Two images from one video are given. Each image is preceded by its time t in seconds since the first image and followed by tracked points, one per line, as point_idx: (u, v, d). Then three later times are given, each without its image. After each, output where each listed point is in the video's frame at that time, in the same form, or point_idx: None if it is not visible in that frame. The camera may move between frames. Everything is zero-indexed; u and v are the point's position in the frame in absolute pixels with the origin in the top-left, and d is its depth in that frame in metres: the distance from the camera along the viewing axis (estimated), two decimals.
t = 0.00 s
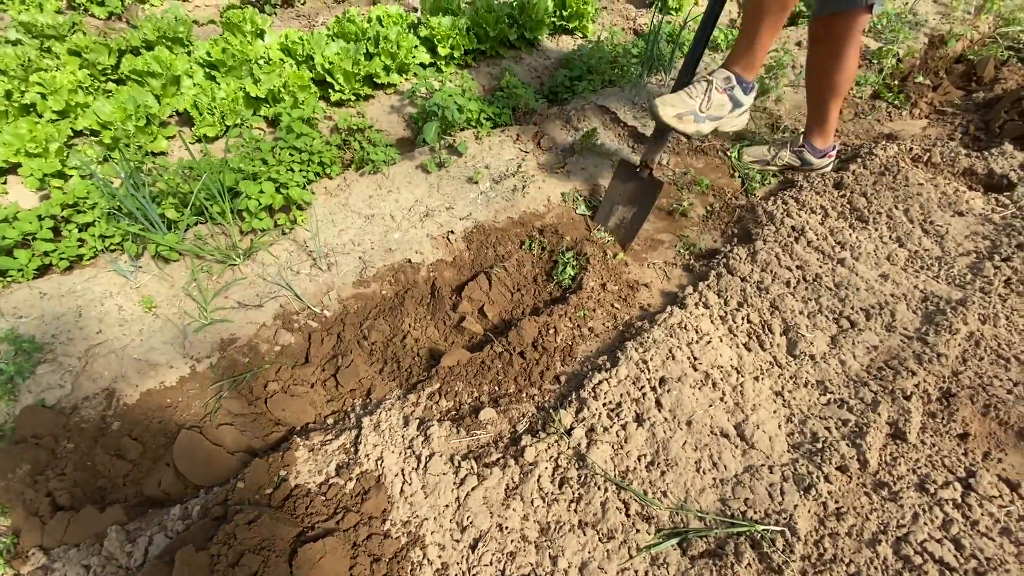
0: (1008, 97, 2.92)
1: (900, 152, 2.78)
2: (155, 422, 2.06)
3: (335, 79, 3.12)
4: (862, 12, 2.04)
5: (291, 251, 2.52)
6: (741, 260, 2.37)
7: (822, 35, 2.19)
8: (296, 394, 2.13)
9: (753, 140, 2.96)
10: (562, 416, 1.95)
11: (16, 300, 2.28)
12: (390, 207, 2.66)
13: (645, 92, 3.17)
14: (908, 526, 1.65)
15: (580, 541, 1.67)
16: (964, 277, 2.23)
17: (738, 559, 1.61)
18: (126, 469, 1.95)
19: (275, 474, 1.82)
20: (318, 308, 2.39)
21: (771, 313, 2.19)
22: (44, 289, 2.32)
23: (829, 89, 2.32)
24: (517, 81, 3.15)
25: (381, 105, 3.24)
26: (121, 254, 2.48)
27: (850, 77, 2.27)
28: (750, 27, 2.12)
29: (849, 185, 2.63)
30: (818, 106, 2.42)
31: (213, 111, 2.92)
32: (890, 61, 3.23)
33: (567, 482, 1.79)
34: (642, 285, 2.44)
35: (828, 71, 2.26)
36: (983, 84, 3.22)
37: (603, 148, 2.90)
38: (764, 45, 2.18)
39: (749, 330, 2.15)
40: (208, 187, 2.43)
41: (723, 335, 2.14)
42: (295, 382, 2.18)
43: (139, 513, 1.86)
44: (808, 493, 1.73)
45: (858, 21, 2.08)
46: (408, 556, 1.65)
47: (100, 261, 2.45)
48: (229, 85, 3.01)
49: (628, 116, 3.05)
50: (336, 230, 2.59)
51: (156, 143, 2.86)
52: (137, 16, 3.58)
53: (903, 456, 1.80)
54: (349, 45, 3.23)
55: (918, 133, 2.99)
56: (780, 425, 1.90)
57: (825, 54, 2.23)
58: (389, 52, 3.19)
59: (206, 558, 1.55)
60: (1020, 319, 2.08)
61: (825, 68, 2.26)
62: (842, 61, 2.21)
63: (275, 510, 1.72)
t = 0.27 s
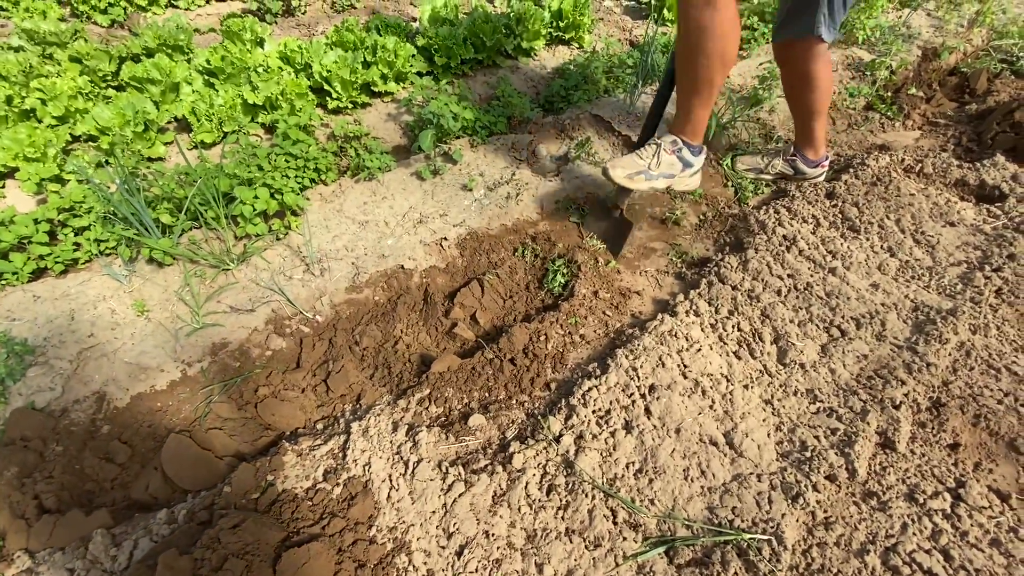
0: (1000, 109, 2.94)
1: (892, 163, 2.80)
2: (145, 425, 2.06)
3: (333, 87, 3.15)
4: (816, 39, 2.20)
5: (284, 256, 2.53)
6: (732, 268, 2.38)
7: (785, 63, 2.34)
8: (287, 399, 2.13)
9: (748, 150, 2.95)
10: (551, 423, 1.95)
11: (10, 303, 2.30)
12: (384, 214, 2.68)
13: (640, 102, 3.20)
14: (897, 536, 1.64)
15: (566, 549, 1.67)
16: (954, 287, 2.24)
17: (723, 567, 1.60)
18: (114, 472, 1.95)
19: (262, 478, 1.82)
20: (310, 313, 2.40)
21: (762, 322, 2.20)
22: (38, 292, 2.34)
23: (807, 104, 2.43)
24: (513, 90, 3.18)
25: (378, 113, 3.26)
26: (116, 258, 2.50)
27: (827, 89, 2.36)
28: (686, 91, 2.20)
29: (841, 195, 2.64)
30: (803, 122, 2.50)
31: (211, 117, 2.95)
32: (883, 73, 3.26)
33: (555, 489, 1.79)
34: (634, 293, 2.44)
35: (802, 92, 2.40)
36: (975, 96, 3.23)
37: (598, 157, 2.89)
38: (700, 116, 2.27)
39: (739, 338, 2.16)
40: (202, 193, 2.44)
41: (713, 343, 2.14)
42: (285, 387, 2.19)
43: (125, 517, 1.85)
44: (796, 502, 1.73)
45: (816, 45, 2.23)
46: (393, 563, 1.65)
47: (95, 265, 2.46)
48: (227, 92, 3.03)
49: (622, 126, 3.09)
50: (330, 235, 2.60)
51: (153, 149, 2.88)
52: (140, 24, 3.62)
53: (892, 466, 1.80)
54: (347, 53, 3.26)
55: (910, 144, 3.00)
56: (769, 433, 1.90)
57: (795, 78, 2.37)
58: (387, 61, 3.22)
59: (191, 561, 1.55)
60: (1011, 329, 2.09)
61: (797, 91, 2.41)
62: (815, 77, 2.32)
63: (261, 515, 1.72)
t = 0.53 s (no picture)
0: (989, 120, 2.97)
1: (882, 172, 2.82)
2: (134, 432, 2.05)
3: (328, 96, 3.17)
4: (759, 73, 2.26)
5: (277, 263, 2.54)
6: (724, 276, 2.39)
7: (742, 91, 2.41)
8: (277, 406, 2.13)
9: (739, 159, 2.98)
10: (543, 430, 1.94)
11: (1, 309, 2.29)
12: (378, 221, 2.69)
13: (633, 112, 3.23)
14: (888, 543, 1.63)
15: (556, 556, 1.66)
16: (944, 294, 2.25)
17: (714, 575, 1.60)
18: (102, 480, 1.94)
19: (251, 485, 1.81)
20: (303, 320, 2.41)
21: (753, 329, 2.20)
22: (30, 298, 2.33)
23: (774, 118, 2.49)
24: (508, 100, 3.20)
25: (373, 122, 3.28)
26: (109, 264, 2.50)
27: (790, 100, 2.41)
28: (657, 174, 2.28)
29: (832, 203, 2.66)
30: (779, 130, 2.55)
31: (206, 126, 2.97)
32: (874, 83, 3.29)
33: (546, 497, 1.78)
34: (627, 300, 2.44)
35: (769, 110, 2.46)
36: (964, 106, 3.27)
37: (590, 166, 2.92)
38: (660, 198, 2.37)
39: (731, 345, 2.16)
40: (196, 200, 2.45)
41: (705, 350, 2.15)
42: (276, 394, 2.19)
43: (112, 525, 1.84)
44: (787, 509, 1.72)
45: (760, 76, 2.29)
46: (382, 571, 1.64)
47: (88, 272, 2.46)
48: (223, 101, 3.06)
49: (615, 135, 3.10)
50: (324, 242, 2.61)
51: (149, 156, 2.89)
52: (138, 34, 3.65)
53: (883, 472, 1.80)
54: (343, 63, 3.28)
55: (901, 153, 3.03)
56: (760, 440, 1.90)
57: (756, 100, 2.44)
58: (382, 71, 3.24)
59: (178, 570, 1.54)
60: (1000, 336, 2.09)
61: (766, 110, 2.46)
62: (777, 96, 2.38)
63: (249, 522, 1.71)
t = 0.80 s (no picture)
0: (971, 130, 3.03)
1: (869, 182, 2.86)
2: (122, 444, 2.03)
3: (322, 108, 3.19)
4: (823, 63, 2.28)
5: (270, 273, 2.54)
6: (714, 283, 2.42)
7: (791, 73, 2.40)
8: (269, 417, 2.12)
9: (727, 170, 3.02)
10: (536, 439, 1.95)
11: None
12: (371, 231, 2.70)
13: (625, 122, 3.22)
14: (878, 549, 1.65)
15: (549, 566, 1.66)
16: (930, 300, 2.28)
17: None
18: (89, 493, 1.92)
19: (241, 497, 1.80)
20: (295, 330, 2.40)
21: (744, 336, 2.22)
22: (19, 310, 2.33)
23: (800, 119, 2.53)
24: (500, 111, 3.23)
25: (366, 133, 3.30)
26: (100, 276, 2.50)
27: (820, 106, 2.47)
28: (721, 152, 2.30)
29: (820, 212, 2.70)
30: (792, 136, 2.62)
31: (199, 137, 2.98)
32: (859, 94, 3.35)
33: (538, 506, 1.78)
34: (619, 308, 2.46)
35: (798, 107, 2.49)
36: (947, 117, 3.34)
37: (582, 176, 2.94)
38: (725, 177, 2.38)
39: (722, 352, 2.18)
40: (188, 211, 2.45)
41: (696, 357, 2.16)
42: (268, 404, 2.18)
43: (100, 538, 1.82)
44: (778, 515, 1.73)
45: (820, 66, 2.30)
46: None
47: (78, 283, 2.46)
48: (217, 113, 3.07)
49: (606, 144, 3.10)
50: (316, 253, 2.61)
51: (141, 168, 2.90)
52: (131, 47, 3.67)
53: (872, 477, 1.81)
54: (336, 75, 3.31)
55: (886, 163, 3.08)
56: (751, 447, 1.91)
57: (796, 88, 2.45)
58: (376, 83, 3.26)
59: None
60: (986, 342, 2.13)
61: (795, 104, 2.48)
62: (814, 92, 2.42)
63: (240, 535, 1.70)
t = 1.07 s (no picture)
0: (947, 141, 3.11)
1: (850, 192, 2.92)
2: (107, 462, 2.01)
3: (311, 123, 3.21)
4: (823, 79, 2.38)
5: (258, 288, 2.54)
6: (701, 293, 2.45)
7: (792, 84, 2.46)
8: (257, 433, 2.11)
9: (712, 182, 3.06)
10: (526, 451, 1.95)
11: None
12: (360, 245, 2.71)
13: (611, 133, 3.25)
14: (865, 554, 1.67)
15: None
16: (911, 307, 2.32)
17: None
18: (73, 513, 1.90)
19: (229, 515, 1.79)
20: (284, 345, 2.40)
21: (731, 345, 2.25)
22: (3, 328, 2.31)
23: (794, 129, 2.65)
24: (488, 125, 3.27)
25: (356, 147, 3.32)
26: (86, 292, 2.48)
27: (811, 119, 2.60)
28: (751, 177, 2.36)
29: (803, 222, 2.75)
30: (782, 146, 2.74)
31: (188, 153, 2.99)
32: (839, 107, 3.43)
33: (529, 517, 1.79)
34: (608, 318, 2.48)
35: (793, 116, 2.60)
36: (924, 128, 3.43)
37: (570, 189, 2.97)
38: (756, 202, 2.41)
39: (710, 360, 2.20)
40: (176, 226, 2.45)
41: (684, 366, 2.18)
42: (257, 420, 2.17)
43: (84, 560, 1.79)
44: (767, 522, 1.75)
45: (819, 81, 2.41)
46: None
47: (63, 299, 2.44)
48: (206, 129, 3.09)
49: (593, 158, 3.14)
50: (306, 267, 2.62)
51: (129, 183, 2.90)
52: (120, 63, 3.68)
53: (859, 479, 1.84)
54: (326, 91, 3.34)
55: (866, 174, 3.15)
56: (740, 454, 1.93)
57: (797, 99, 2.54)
58: (365, 98, 3.29)
59: None
60: (966, 348, 2.17)
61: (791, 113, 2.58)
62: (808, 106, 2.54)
63: (227, 553, 1.68)
